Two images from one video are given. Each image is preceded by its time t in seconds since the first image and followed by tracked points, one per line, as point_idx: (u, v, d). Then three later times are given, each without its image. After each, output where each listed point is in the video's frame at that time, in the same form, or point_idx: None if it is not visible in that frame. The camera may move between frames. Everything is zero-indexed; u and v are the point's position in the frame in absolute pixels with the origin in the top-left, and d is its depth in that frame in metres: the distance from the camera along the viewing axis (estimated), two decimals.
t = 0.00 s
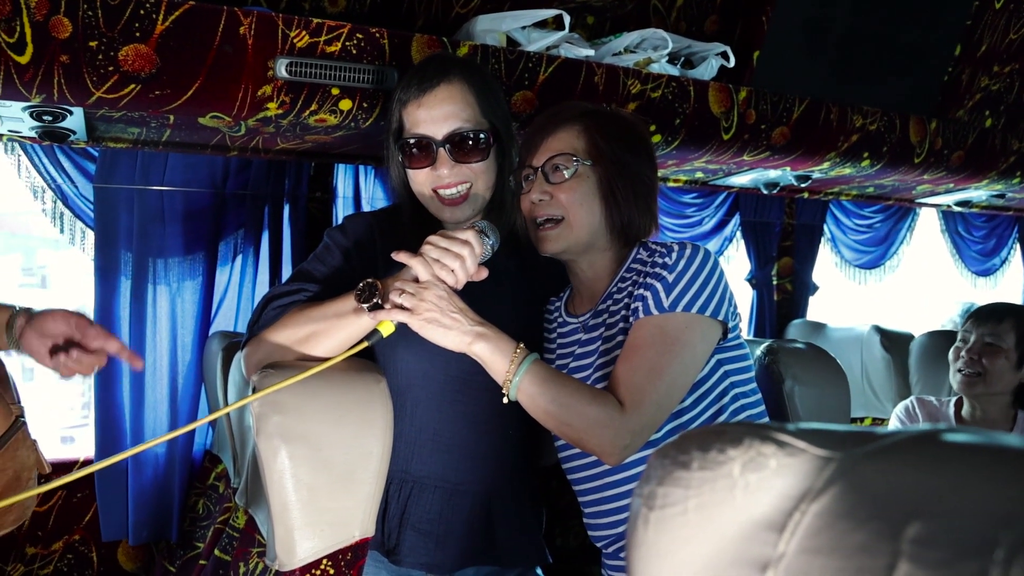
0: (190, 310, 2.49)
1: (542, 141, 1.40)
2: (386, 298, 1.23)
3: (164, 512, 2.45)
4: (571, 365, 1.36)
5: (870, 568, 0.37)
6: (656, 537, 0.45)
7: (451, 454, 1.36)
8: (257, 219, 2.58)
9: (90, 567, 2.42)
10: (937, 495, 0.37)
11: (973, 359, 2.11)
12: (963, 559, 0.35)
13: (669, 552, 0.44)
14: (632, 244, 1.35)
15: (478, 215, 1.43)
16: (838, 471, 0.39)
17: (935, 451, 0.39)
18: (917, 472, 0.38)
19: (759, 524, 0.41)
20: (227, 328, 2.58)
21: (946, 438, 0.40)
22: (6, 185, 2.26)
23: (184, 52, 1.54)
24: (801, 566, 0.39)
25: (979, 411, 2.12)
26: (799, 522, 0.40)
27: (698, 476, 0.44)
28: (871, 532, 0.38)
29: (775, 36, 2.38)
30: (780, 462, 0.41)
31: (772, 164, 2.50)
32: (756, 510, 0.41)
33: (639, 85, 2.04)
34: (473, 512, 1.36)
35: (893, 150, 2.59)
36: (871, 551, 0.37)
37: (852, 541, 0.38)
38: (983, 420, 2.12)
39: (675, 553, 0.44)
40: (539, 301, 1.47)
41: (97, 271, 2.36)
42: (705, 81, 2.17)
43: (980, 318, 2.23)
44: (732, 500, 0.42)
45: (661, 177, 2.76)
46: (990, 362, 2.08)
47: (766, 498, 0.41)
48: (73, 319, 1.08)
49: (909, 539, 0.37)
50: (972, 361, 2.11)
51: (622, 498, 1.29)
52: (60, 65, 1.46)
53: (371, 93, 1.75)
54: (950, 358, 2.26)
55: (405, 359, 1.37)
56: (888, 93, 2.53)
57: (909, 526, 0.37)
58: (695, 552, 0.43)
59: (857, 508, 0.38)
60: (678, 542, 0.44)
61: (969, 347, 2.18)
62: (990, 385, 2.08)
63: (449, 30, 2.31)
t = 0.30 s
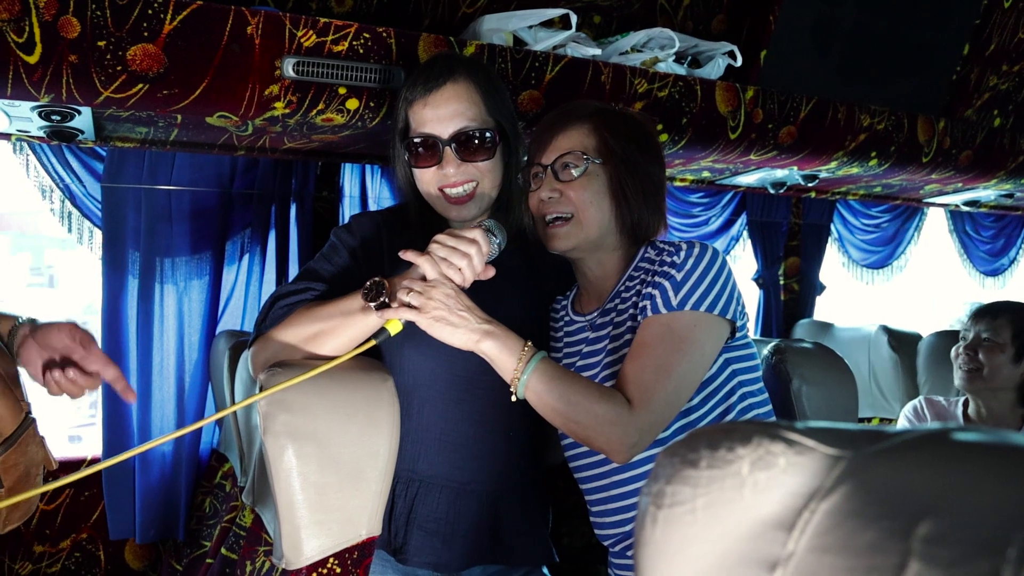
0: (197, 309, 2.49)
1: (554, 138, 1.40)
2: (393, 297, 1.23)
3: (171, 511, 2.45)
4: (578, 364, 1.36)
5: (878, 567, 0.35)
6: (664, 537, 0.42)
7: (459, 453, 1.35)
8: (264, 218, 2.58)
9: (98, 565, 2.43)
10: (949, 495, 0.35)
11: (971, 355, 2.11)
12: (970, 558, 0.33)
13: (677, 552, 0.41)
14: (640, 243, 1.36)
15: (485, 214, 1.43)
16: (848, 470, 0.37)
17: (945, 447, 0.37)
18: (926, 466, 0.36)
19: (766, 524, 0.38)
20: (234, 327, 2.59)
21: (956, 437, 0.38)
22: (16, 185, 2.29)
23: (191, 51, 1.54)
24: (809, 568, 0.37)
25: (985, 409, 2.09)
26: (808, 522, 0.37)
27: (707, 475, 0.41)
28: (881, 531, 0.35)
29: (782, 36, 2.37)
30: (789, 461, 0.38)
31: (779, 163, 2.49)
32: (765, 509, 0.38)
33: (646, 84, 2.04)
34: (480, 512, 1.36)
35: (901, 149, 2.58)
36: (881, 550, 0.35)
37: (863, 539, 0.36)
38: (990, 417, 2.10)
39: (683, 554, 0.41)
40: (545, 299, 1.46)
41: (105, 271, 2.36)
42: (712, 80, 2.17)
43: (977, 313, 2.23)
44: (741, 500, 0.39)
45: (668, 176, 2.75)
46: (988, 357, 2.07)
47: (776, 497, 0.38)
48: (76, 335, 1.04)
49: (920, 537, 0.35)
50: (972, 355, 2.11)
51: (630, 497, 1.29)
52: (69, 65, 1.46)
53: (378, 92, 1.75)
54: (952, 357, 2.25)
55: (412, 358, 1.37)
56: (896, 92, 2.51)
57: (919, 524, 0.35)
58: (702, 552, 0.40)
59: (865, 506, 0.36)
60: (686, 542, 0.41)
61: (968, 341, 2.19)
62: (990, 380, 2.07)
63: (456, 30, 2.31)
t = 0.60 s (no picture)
0: (211, 306, 2.50)
1: (562, 136, 1.39)
2: (406, 292, 1.23)
3: (185, 506, 2.46)
4: (590, 360, 1.35)
5: (900, 559, 0.36)
6: (684, 527, 0.44)
7: (472, 449, 1.35)
8: (277, 215, 2.59)
9: (112, 560, 2.45)
10: (972, 485, 0.36)
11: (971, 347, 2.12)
12: (1005, 546, 0.34)
13: (697, 542, 0.43)
14: (651, 239, 1.35)
15: (502, 210, 1.43)
16: (868, 461, 0.39)
17: (965, 440, 0.37)
18: (945, 460, 0.37)
19: (788, 514, 0.40)
20: (247, 322, 2.60)
21: (977, 429, 0.38)
22: (31, 181, 2.31)
23: (204, 47, 1.54)
24: (830, 557, 0.38)
25: (996, 405, 2.06)
26: (828, 513, 0.39)
27: (726, 466, 0.43)
28: (902, 523, 0.37)
29: (794, 33, 2.37)
30: (809, 453, 0.41)
31: (792, 159, 2.48)
32: (784, 500, 0.40)
33: (659, 80, 2.03)
34: (493, 507, 1.36)
35: (915, 145, 2.55)
36: (903, 541, 0.36)
37: (884, 530, 0.37)
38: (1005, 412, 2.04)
39: (702, 544, 0.43)
40: (558, 295, 1.46)
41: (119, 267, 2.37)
42: (725, 76, 2.16)
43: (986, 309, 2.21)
44: (761, 491, 0.41)
45: (680, 172, 2.74)
46: (985, 348, 2.07)
47: (796, 489, 0.40)
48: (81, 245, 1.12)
49: (942, 529, 0.36)
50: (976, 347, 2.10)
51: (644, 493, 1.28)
52: (83, 61, 1.47)
53: (391, 88, 1.75)
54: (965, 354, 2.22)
55: (425, 353, 1.37)
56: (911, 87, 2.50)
57: (941, 516, 0.36)
58: (722, 542, 0.42)
59: (888, 497, 0.37)
60: (706, 532, 0.43)
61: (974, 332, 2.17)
62: (993, 372, 2.04)
63: (468, 26, 2.31)
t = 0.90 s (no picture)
0: (221, 303, 2.51)
1: (576, 132, 1.39)
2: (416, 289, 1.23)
3: (196, 502, 2.47)
4: (600, 357, 1.35)
5: (912, 553, 0.38)
6: (694, 522, 0.46)
7: (483, 446, 1.35)
8: (287, 213, 2.60)
9: (123, 556, 2.46)
10: (986, 482, 0.37)
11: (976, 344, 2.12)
12: (1011, 545, 0.36)
13: (707, 538, 0.45)
14: (663, 236, 1.34)
15: (512, 208, 1.43)
16: (880, 457, 0.40)
17: (979, 438, 0.39)
18: (961, 456, 0.39)
19: (800, 509, 0.42)
20: (257, 320, 2.61)
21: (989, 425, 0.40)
22: (42, 179, 2.30)
23: (215, 44, 1.54)
24: (842, 552, 0.40)
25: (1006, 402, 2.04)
26: (840, 508, 0.40)
27: (737, 462, 0.44)
28: (915, 517, 0.38)
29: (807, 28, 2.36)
30: (820, 449, 0.42)
31: (802, 157, 2.47)
32: (796, 496, 0.42)
33: (668, 77, 2.03)
34: (503, 504, 1.36)
35: (926, 141, 2.54)
36: (913, 537, 0.38)
37: (897, 526, 0.38)
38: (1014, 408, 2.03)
39: (712, 539, 0.45)
40: (568, 293, 1.47)
41: (130, 264, 2.38)
42: (735, 72, 2.15)
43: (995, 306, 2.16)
44: (772, 487, 0.43)
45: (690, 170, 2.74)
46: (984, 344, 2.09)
47: (806, 484, 0.42)
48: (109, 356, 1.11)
49: (954, 525, 0.37)
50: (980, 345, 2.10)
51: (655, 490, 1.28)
52: (95, 60, 1.47)
53: (401, 85, 1.75)
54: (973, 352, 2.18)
55: (435, 351, 1.37)
56: (922, 84, 2.48)
57: (954, 512, 0.37)
58: (733, 538, 0.44)
59: (900, 492, 0.39)
60: (715, 527, 0.45)
61: (977, 331, 2.17)
62: (998, 369, 2.03)
63: (477, 24, 2.31)
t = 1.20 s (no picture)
0: (228, 304, 2.52)
1: (582, 130, 1.39)
2: (422, 288, 1.24)
3: (205, 502, 2.48)
4: (607, 355, 1.35)
5: (918, 549, 0.37)
6: (699, 518, 0.45)
7: (489, 445, 1.36)
8: (293, 214, 2.61)
9: (134, 555, 2.48)
10: (990, 477, 0.38)
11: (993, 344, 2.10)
12: (1011, 543, 0.36)
13: (712, 535, 0.44)
14: (671, 235, 1.35)
15: (517, 206, 1.43)
16: (884, 453, 0.39)
17: (985, 434, 0.39)
18: (966, 451, 0.39)
19: (805, 505, 0.41)
20: (264, 320, 2.62)
21: (994, 421, 0.40)
22: (50, 180, 2.32)
23: (221, 46, 1.55)
24: (847, 549, 0.39)
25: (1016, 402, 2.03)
26: (844, 504, 0.39)
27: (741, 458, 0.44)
28: (919, 514, 0.38)
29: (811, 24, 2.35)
30: (826, 444, 0.41)
31: (808, 153, 2.46)
32: (802, 492, 0.41)
33: (673, 75, 2.02)
34: (510, 502, 1.36)
35: (933, 138, 2.53)
36: (919, 533, 0.37)
37: (902, 523, 0.38)
38: None
39: (718, 535, 0.44)
40: (574, 291, 1.47)
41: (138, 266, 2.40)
42: (740, 69, 2.14)
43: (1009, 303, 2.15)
44: (777, 483, 0.42)
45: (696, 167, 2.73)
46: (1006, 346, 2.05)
47: (813, 480, 0.41)
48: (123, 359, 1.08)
49: (959, 520, 0.37)
50: (997, 345, 2.09)
51: (661, 488, 1.28)
52: (102, 62, 1.48)
53: (406, 86, 1.76)
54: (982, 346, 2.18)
55: (441, 350, 1.37)
56: (929, 80, 2.47)
57: (960, 506, 0.37)
58: (737, 535, 0.43)
59: (905, 488, 0.38)
60: (720, 523, 0.44)
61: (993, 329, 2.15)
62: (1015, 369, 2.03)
63: (481, 23, 2.31)
